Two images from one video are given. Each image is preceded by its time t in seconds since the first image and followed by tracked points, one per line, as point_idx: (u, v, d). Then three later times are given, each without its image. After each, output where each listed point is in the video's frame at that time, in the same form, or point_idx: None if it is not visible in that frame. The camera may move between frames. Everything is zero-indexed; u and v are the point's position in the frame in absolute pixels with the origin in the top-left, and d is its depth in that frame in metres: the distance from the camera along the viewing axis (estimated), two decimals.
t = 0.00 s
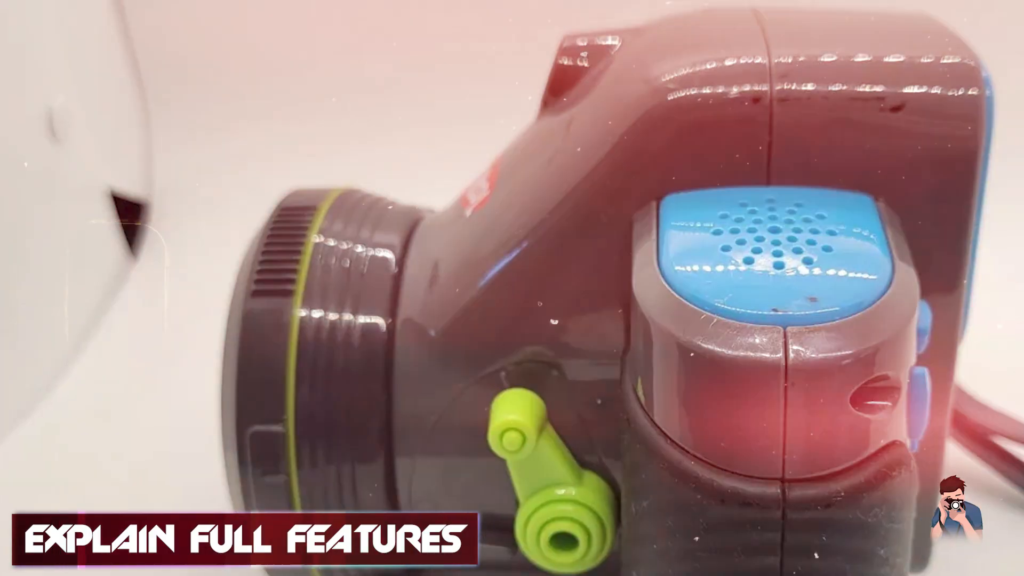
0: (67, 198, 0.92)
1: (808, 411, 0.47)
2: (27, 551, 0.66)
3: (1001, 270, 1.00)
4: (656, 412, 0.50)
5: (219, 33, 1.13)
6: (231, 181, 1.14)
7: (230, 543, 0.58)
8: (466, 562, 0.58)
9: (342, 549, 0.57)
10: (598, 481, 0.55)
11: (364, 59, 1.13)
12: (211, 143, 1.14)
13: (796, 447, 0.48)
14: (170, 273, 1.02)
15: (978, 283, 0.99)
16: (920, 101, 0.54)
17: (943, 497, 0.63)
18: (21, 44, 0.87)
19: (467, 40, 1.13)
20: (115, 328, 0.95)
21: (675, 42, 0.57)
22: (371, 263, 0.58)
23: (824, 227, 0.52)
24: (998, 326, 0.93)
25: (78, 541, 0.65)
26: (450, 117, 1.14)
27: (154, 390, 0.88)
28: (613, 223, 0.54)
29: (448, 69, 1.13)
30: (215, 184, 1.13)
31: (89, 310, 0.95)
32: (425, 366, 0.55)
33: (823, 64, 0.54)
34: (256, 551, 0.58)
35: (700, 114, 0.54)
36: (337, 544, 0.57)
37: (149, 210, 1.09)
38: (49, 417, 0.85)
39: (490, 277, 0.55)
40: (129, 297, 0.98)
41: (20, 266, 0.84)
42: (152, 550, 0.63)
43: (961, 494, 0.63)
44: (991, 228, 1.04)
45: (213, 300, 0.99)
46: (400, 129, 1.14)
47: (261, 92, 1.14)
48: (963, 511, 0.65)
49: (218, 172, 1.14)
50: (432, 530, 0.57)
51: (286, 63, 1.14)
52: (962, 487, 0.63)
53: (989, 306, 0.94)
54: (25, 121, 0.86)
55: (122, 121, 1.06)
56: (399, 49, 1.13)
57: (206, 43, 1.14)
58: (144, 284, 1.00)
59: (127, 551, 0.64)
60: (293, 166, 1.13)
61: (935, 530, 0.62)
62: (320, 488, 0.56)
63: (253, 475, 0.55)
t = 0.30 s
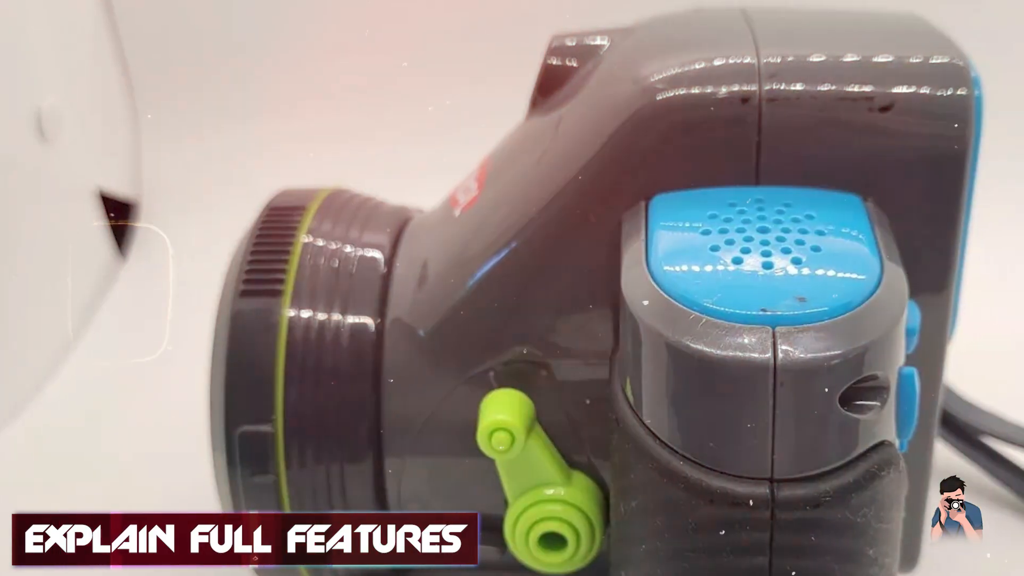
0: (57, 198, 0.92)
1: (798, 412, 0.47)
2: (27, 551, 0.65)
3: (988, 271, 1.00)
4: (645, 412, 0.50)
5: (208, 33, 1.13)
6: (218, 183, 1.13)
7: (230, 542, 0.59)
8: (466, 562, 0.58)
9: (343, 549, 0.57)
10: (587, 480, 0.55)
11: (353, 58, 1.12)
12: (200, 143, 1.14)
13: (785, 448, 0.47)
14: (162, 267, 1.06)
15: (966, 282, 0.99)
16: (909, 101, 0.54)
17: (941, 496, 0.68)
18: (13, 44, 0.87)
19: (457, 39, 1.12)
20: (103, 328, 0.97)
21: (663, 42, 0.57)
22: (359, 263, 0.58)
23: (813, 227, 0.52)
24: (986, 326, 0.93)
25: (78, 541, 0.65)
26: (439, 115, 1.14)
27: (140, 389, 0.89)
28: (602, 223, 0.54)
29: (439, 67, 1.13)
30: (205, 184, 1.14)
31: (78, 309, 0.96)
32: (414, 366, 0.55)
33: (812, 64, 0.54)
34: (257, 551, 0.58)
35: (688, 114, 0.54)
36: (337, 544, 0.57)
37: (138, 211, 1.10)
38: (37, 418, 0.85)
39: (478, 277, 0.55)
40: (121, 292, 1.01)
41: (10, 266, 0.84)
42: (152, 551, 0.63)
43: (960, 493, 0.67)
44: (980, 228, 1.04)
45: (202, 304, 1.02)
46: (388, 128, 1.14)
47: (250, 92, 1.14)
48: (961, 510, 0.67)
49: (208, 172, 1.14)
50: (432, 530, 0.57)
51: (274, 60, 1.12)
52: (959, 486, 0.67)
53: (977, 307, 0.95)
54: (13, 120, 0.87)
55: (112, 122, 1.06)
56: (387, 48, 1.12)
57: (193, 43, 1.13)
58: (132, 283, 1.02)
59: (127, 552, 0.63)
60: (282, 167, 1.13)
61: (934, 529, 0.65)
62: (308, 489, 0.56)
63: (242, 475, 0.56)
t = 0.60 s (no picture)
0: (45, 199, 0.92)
1: (786, 412, 0.47)
2: (27, 551, 0.66)
3: (977, 271, 1.00)
4: (634, 412, 0.50)
5: (197, 32, 1.12)
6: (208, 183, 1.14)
7: (230, 543, 0.58)
8: (466, 562, 0.58)
9: (343, 549, 0.57)
10: (576, 480, 0.55)
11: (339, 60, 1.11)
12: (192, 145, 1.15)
13: (774, 448, 0.47)
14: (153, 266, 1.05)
15: (956, 283, 0.99)
16: (898, 101, 0.54)
17: (942, 497, 0.68)
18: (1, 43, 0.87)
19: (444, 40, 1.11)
20: (90, 327, 0.97)
21: (653, 42, 0.57)
22: (348, 263, 0.58)
23: (802, 227, 0.52)
24: (974, 326, 0.93)
25: (78, 541, 0.65)
26: (428, 115, 1.13)
27: (132, 388, 0.88)
28: (591, 223, 0.54)
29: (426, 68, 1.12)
30: (196, 184, 1.14)
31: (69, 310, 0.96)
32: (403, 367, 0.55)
33: (801, 64, 0.54)
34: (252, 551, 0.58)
35: (677, 114, 0.53)
36: (337, 544, 0.57)
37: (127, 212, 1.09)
38: (26, 416, 0.85)
39: (467, 277, 0.55)
40: (112, 293, 1.01)
41: None
42: (152, 550, 0.64)
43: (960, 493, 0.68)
44: (968, 228, 1.04)
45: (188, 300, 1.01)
46: (378, 128, 1.14)
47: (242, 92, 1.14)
48: (963, 511, 0.68)
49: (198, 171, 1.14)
50: (432, 530, 0.57)
51: (260, 62, 1.12)
52: (961, 488, 0.69)
53: (966, 307, 0.95)
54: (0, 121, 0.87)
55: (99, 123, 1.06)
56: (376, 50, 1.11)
57: (184, 43, 1.12)
58: (121, 283, 1.01)
59: (128, 551, 0.64)
60: (273, 167, 1.14)
61: (934, 529, 0.67)
62: (297, 489, 0.56)
63: (231, 475, 0.56)
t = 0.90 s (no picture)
0: (39, 199, 0.92)
1: (775, 411, 0.47)
2: (27, 551, 0.67)
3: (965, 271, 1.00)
4: (623, 412, 0.50)
5: (184, 32, 1.13)
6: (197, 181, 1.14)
7: (231, 543, 0.58)
8: (466, 561, 0.58)
9: (343, 549, 0.57)
10: (565, 480, 0.55)
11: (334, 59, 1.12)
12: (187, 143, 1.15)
13: (763, 447, 0.47)
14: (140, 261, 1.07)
15: (945, 282, 0.99)
16: (887, 101, 0.54)
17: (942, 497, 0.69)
18: None
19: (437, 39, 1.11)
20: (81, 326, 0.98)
21: (642, 42, 0.57)
22: (337, 263, 0.58)
23: (790, 227, 0.52)
24: (962, 326, 0.93)
25: (78, 541, 0.65)
26: (421, 114, 1.13)
27: (121, 388, 0.88)
28: (579, 223, 0.54)
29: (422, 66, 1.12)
30: (182, 183, 1.14)
31: (57, 308, 0.97)
32: (391, 366, 0.55)
33: (789, 64, 0.54)
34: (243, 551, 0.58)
35: (666, 114, 0.53)
36: (337, 544, 0.57)
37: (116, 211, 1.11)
38: (14, 416, 0.85)
39: (456, 277, 0.55)
40: (99, 292, 1.02)
41: None
42: (152, 550, 0.64)
43: (959, 493, 0.69)
44: (956, 228, 1.04)
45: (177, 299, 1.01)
46: (370, 127, 1.13)
47: (231, 91, 1.13)
48: (963, 511, 0.69)
49: (188, 169, 1.14)
50: (432, 530, 0.57)
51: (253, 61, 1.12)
52: (960, 487, 0.70)
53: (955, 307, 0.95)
54: None
55: (87, 122, 1.06)
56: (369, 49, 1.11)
57: (171, 44, 1.13)
58: (109, 284, 1.03)
59: (128, 551, 0.64)
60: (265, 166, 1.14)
61: (934, 530, 0.67)
62: (286, 489, 0.56)
63: (220, 475, 0.55)
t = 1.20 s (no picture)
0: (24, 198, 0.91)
1: (763, 411, 0.47)
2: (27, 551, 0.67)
3: (954, 271, 1.00)
4: (611, 412, 0.50)
5: (174, 33, 1.12)
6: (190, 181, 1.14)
7: (231, 543, 0.57)
8: (466, 562, 0.57)
9: (343, 549, 0.58)
10: (553, 480, 0.55)
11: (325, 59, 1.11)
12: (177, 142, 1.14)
13: (751, 447, 0.47)
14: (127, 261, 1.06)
15: (935, 282, 0.99)
16: (875, 101, 0.54)
17: (942, 497, 0.68)
18: None
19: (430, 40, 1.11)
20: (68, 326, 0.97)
21: (631, 42, 0.57)
22: (326, 263, 0.58)
23: (779, 227, 0.52)
24: (952, 326, 0.93)
25: (78, 541, 0.66)
26: (414, 114, 1.13)
27: (110, 389, 0.88)
28: (568, 223, 0.54)
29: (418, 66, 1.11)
30: (173, 182, 1.14)
31: (46, 309, 0.96)
32: (380, 366, 0.55)
33: (778, 64, 0.54)
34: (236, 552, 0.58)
35: (655, 114, 0.53)
36: (337, 544, 0.58)
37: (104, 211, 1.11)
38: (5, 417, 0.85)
39: (445, 277, 0.55)
40: (89, 292, 1.02)
41: None
42: (152, 550, 0.63)
43: (961, 494, 0.68)
44: (946, 228, 1.04)
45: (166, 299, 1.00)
46: (366, 127, 1.13)
47: (223, 92, 1.13)
48: (964, 510, 0.68)
49: (180, 169, 1.14)
50: (433, 530, 0.57)
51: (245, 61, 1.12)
52: (962, 487, 0.70)
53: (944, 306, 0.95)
54: None
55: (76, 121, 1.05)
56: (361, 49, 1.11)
57: (161, 43, 1.12)
58: (97, 284, 1.03)
59: (128, 551, 0.64)
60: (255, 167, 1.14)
61: (934, 530, 0.67)
62: (274, 489, 0.56)
63: (209, 475, 0.55)
